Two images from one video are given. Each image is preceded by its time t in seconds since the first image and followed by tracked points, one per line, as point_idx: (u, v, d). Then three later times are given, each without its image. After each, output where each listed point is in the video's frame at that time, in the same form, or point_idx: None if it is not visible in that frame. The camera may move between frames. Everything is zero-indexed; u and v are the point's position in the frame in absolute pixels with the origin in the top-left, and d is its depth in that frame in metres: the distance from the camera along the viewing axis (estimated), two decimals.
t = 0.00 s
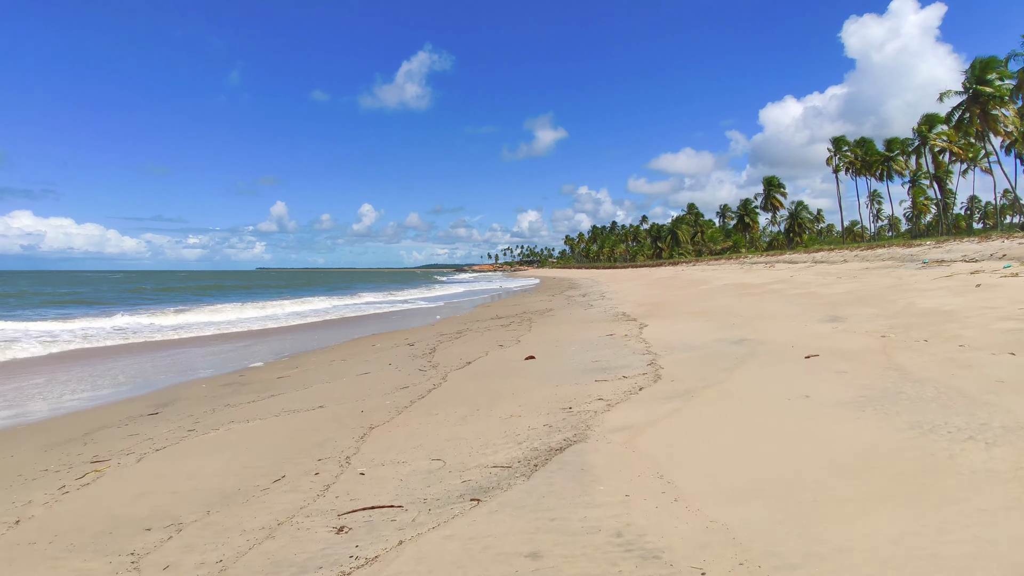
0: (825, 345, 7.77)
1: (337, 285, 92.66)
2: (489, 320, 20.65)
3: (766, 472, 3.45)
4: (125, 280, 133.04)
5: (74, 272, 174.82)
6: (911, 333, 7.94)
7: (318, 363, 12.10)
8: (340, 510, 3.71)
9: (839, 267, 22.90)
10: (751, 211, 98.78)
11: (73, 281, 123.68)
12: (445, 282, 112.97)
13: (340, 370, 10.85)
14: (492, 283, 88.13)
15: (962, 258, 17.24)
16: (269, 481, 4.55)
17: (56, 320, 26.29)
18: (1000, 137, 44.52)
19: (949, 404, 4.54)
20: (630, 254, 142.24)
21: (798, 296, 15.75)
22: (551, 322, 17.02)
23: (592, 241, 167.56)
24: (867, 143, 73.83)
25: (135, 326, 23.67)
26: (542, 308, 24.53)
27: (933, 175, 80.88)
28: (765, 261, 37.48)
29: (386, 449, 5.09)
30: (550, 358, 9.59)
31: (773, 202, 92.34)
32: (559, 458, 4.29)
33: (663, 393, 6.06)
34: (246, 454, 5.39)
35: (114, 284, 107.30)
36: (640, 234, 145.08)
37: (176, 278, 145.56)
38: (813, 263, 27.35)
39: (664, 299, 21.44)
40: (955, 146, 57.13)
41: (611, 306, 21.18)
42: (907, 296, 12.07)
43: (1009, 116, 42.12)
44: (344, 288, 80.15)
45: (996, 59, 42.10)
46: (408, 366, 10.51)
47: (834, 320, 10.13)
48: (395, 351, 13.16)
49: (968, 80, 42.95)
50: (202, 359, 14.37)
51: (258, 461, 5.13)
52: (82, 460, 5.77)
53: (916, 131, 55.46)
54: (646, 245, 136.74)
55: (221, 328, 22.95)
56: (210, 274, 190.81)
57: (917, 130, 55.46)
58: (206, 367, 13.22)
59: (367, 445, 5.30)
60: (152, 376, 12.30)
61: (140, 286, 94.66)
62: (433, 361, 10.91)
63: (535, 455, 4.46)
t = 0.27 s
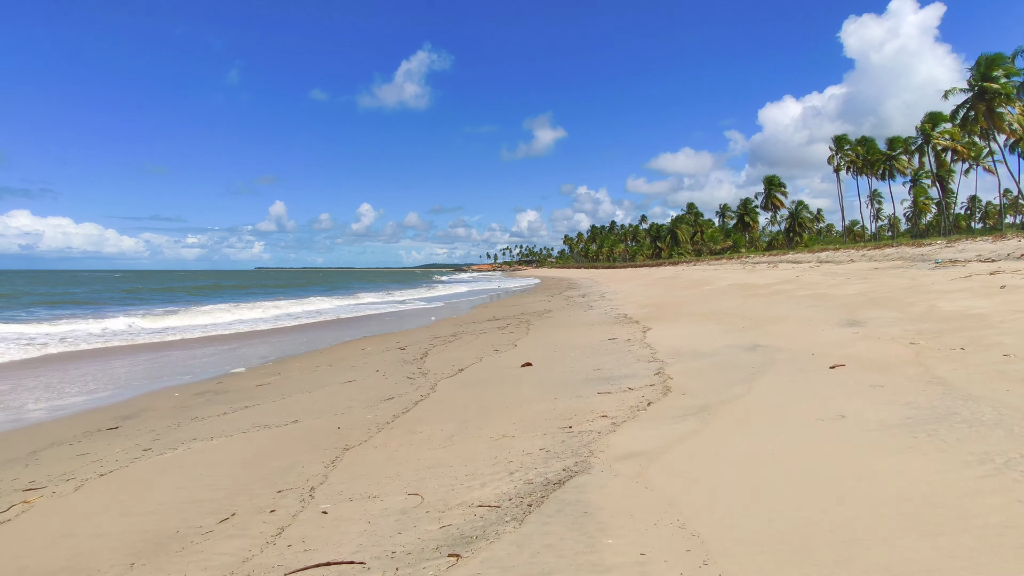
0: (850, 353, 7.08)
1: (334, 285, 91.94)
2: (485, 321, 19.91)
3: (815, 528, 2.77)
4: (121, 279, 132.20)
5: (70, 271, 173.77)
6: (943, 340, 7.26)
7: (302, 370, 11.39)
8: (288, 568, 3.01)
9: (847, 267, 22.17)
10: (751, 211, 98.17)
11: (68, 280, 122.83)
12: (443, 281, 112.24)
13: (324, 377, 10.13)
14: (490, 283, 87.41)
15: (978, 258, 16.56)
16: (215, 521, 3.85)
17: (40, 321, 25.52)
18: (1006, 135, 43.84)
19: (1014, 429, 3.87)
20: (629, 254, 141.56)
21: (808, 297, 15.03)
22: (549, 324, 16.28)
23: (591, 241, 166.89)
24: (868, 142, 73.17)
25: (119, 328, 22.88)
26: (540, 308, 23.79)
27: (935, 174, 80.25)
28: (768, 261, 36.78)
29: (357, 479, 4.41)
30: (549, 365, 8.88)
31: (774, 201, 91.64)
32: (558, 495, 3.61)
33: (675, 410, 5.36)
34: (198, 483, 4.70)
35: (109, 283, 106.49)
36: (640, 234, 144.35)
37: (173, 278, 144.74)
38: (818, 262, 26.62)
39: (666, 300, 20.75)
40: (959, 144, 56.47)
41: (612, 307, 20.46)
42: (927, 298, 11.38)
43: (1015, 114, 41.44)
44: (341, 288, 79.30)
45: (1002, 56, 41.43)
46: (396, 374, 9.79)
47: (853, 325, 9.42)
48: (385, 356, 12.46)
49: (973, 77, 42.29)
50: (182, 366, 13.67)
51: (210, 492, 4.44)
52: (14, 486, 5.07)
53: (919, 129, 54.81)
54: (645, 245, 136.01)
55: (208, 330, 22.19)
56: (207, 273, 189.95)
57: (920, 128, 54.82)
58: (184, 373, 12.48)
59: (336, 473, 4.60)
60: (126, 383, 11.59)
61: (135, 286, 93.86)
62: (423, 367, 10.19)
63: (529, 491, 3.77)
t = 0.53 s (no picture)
0: (891, 365, 6.22)
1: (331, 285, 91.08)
2: (482, 324, 19.04)
3: None
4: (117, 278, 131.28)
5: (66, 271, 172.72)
6: (995, 350, 6.41)
7: (280, 378, 10.54)
8: None
9: (859, 267, 21.32)
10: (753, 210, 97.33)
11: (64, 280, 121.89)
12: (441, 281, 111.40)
13: (302, 388, 9.25)
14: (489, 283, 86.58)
15: (1000, 258, 15.70)
16: None
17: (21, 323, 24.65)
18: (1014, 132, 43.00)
19: None
20: (629, 253, 140.77)
21: (823, 300, 14.17)
22: (548, 328, 15.44)
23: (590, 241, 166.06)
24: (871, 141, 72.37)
25: (101, 330, 22.03)
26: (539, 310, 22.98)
27: (938, 173, 79.44)
28: (773, 261, 35.89)
29: (310, 532, 3.55)
30: (547, 376, 8.00)
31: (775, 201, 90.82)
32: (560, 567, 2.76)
33: (698, 437, 4.50)
34: (115, 537, 3.79)
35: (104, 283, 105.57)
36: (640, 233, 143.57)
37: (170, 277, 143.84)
38: (827, 262, 25.76)
39: (671, 301, 19.90)
40: (964, 142, 55.65)
41: (615, 308, 19.61)
42: (957, 301, 10.53)
43: None
44: (338, 288, 78.43)
45: (1011, 52, 40.59)
46: (381, 384, 8.91)
47: (883, 331, 8.56)
48: (372, 362, 11.60)
49: (981, 73, 41.46)
50: (156, 373, 12.80)
51: (128, 548, 3.59)
52: None
53: (924, 127, 53.98)
54: (645, 245, 135.18)
55: (194, 332, 21.34)
56: (205, 273, 189.03)
57: (925, 126, 53.98)
58: (155, 382, 11.58)
59: (286, 522, 3.72)
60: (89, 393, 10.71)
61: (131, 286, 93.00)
62: (411, 377, 9.32)
63: (522, 558, 2.92)
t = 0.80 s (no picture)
0: (938, 377, 5.46)
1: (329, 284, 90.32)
2: (478, 326, 18.25)
3: None
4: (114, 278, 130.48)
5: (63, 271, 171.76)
6: None
7: (258, 387, 9.75)
8: None
9: (869, 266, 20.55)
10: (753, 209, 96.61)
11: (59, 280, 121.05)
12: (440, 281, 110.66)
13: (279, 398, 8.46)
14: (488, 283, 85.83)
15: None
16: None
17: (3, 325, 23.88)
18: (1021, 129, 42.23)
19: None
20: (629, 253, 140.00)
21: (838, 301, 13.42)
22: (547, 330, 14.65)
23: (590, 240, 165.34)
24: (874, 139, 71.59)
25: (82, 332, 21.21)
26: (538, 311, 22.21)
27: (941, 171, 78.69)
28: (777, 261, 35.11)
29: None
30: (547, 387, 7.23)
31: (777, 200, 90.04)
32: None
33: (729, 473, 3.72)
34: None
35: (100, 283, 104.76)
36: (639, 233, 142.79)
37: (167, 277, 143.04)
38: (835, 261, 24.99)
39: (676, 302, 19.12)
40: (969, 140, 54.88)
41: (616, 309, 18.85)
42: (990, 302, 9.74)
43: None
44: (335, 287, 77.58)
45: (1019, 47, 39.81)
46: (364, 395, 8.12)
47: (916, 336, 7.78)
48: (359, 369, 10.81)
49: (988, 69, 40.68)
50: (130, 380, 12.00)
51: None
52: None
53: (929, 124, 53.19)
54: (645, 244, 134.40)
55: (180, 335, 20.56)
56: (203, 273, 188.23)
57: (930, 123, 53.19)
58: (126, 390, 10.79)
59: None
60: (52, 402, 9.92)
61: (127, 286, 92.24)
62: (398, 387, 8.53)
63: None
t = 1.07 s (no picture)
0: (1001, 394, 4.69)
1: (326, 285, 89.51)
2: (474, 329, 17.44)
3: None
4: (111, 279, 129.66)
5: (60, 271, 170.88)
6: None
7: (232, 398, 8.96)
8: None
9: (882, 266, 19.75)
10: (755, 208, 95.83)
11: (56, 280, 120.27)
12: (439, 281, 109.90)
13: (250, 411, 7.68)
14: (487, 283, 85.05)
15: None
16: None
17: None
18: None
19: None
20: (629, 253, 139.25)
21: (855, 302, 12.64)
22: (546, 334, 13.85)
23: (590, 240, 164.61)
24: (877, 137, 70.89)
25: (63, 335, 20.39)
26: (536, 312, 21.41)
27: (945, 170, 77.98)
28: (782, 260, 34.39)
29: None
30: (545, 401, 6.44)
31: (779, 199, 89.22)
32: None
33: (773, 527, 2.96)
34: None
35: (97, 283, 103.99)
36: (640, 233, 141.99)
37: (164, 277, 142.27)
38: (844, 261, 24.19)
39: (681, 303, 18.35)
40: (975, 137, 54.11)
41: (619, 311, 18.05)
42: None
43: None
44: (332, 288, 76.75)
45: None
46: (344, 409, 7.34)
47: (956, 343, 7.00)
48: (343, 377, 10.03)
49: (996, 64, 39.90)
50: (99, 388, 11.21)
51: None
52: None
53: (934, 122, 52.43)
54: (645, 244, 133.60)
55: (163, 338, 19.73)
56: (201, 273, 187.45)
57: (935, 121, 52.43)
58: (91, 399, 10.01)
59: None
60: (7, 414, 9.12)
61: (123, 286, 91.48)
62: (382, 398, 7.75)
63: None
